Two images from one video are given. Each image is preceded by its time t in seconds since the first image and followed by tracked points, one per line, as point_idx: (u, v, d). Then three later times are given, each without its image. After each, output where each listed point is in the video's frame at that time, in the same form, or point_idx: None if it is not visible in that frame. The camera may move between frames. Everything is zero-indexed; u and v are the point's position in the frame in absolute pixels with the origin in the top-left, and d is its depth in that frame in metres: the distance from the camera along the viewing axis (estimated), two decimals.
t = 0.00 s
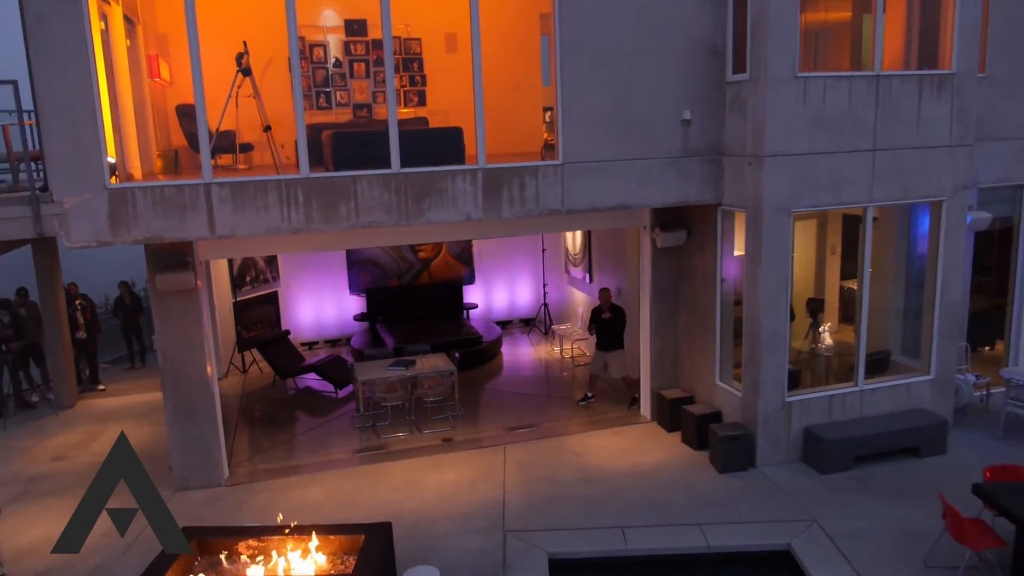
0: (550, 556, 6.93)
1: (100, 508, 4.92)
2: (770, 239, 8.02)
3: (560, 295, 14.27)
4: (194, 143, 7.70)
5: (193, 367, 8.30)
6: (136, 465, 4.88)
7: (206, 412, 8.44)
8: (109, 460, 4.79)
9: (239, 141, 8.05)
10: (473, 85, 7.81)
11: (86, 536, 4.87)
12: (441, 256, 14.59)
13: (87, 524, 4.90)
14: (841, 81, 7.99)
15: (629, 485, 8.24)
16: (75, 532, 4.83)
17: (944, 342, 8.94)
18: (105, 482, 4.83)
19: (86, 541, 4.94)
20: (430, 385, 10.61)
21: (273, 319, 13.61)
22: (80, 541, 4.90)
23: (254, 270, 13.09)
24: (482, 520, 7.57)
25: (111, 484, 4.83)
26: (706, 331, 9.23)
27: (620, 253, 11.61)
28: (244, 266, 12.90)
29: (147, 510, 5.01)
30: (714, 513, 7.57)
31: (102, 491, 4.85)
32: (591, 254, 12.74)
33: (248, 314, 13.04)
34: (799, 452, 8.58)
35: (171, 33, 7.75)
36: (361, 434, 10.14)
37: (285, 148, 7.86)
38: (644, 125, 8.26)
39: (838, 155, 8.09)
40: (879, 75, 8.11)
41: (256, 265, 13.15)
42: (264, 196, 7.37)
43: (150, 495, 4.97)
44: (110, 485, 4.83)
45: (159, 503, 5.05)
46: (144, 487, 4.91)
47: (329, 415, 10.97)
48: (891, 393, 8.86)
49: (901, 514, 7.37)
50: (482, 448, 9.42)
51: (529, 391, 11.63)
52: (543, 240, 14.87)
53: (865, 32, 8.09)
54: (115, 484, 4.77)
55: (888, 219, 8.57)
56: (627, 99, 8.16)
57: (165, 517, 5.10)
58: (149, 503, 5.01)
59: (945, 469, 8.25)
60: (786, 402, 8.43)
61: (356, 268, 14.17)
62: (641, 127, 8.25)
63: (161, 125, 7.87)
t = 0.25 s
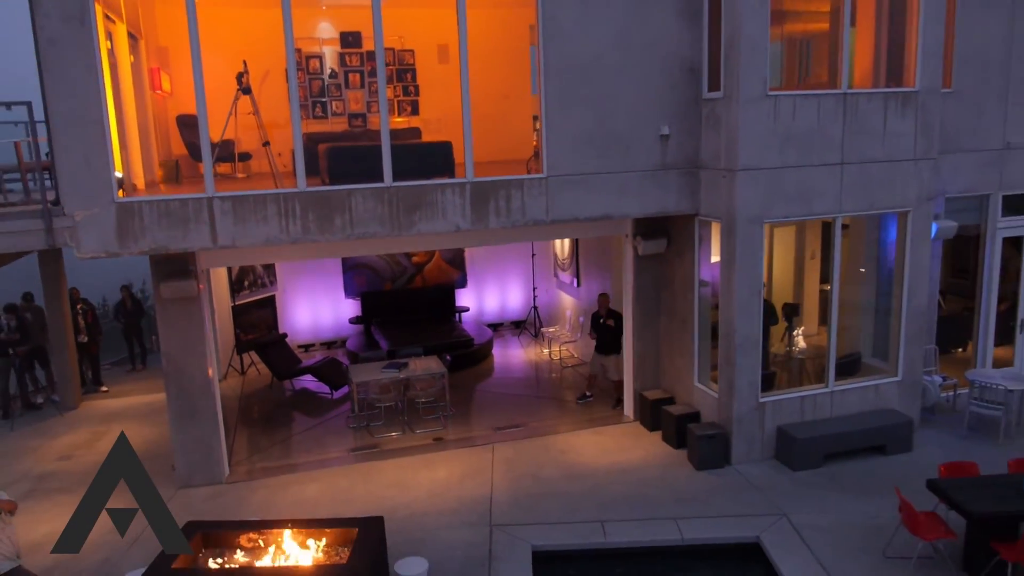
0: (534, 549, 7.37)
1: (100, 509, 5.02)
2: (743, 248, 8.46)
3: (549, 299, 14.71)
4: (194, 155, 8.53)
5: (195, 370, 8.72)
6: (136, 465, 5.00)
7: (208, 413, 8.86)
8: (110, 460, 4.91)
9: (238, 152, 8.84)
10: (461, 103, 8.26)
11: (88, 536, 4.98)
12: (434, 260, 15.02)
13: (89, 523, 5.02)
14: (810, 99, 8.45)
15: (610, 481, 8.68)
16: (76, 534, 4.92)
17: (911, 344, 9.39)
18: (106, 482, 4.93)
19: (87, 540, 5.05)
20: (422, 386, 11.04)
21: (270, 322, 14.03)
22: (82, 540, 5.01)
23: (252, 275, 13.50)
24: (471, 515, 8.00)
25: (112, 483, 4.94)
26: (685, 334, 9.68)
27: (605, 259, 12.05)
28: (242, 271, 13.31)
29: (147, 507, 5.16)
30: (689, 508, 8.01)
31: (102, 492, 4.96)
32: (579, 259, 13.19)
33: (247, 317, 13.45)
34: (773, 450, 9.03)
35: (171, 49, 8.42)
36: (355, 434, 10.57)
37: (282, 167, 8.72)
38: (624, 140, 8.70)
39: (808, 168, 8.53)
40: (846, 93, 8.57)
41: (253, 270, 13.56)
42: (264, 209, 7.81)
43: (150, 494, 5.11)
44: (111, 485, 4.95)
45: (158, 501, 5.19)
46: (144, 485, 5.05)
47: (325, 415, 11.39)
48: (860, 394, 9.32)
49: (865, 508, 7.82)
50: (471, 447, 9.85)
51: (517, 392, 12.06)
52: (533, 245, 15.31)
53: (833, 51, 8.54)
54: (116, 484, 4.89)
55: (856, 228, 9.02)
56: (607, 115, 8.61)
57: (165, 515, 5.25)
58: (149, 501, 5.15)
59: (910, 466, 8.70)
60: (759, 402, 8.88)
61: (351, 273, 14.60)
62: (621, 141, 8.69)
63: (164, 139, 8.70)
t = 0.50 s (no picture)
0: (517, 541, 7.80)
1: (102, 508, 5.46)
2: (718, 257, 8.91)
3: (538, 302, 15.15)
4: (194, 164, 8.79)
5: (195, 373, 9.13)
6: (135, 466, 5.42)
7: (208, 414, 9.27)
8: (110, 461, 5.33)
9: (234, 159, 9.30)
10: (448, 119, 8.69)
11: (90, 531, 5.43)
12: (426, 265, 15.47)
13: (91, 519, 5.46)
14: (781, 115, 8.90)
15: (593, 478, 9.12)
16: (78, 531, 5.39)
17: (880, 347, 9.85)
18: (106, 482, 5.36)
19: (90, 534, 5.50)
20: (414, 388, 11.47)
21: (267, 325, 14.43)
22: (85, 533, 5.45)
23: (249, 280, 13.90)
24: (458, 510, 8.43)
25: (112, 484, 5.37)
26: (665, 338, 10.13)
27: (591, 265, 12.49)
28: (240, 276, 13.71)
29: (145, 507, 5.60)
30: (666, 503, 8.45)
31: (103, 490, 5.39)
32: (566, 265, 13.63)
33: (244, 321, 13.86)
34: (747, 448, 9.48)
35: (170, 59, 8.84)
36: (349, 434, 10.99)
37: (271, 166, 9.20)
38: (604, 154, 9.14)
39: (780, 181, 8.98)
40: (815, 109, 9.02)
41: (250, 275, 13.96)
42: (262, 220, 8.23)
43: (147, 492, 5.53)
44: (112, 484, 5.38)
45: (155, 499, 5.63)
46: (142, 484, 5.48)
47: (320, 416, 11.81)
48: (832, 394, 9.77)
49: (831, 502, 8.26)
50: (460, 446, 10.28)
51: (506, 393, 12.49)
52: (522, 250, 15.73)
53: (803, 70, 8.99)
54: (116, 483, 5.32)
55: (826, 237, 9.47)
56: (589, 130, 9.04)
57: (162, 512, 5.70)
58: (146, 499, 5.58)
59: (877, 463, 9.15)
60: (734, 403, 9.33)
61: (346, 277, 15.03)
62: (602, 155, 9.13)
63: (163, 145, 8.90)
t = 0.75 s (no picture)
0: (502, 535, 8.23)
1: (101, 506, 5.73)
2: (693, 265, 9.36)
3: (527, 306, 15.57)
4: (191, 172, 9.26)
5: (194, 376, 9.54)
6: (134, 466, 5.69)
7: (206, 415, 9.68)
8: (110, 461, 5.60)
9: (230, 167, 9.57)
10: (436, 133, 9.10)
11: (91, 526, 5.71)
12: (417, 269, 15.86)
13: (92, 515, 5.74)
14: (753, 129, 9.34)
15: (575, 475, 9.55)
16: (79, 528, 5.66)
17: (850, 349, 10.30)
18: (106, 481, 5.63)
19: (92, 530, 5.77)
20: (405, 389, 11.89)
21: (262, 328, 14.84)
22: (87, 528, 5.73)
23: (245, 284, 14.31)
24: (446, 506, 8.85)
25: (112, 482, 5.64)
26: (645, 341, 10.57)
27: (576, 269, 12.93)
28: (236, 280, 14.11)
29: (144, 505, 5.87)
30: (643, 498, 8.89)
31: (103, 489, 5.66)
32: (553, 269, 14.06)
33: (240, 324, 14.26)
34: (723, 446, 9.93)
35: (168, 71, 9.07)
36: (343, 433, 11.40)
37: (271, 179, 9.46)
38: (585, 166, 9.57)
39: (752, 192, 9.43)
40: (786, 123, 9.47)
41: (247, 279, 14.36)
42: (258, 231, 8.66)
43: (146, 491, 5.79)
44: (112, 483, 5.65)
45: (154, 497, 5.89)
46: (141, 483, 5.74)
47: (315, 417, 12.22)
48: (804, 394, 10.23)
49: (800, 497, 8.71)
50: (449, 445, 10.70)
51: (494, 393, 12.92)
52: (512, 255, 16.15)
53: (774, 87, 9.44)
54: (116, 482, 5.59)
55: (798, 244, 9.91)
56: (570, 143, 9.48)
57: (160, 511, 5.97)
58: (145, 498, 5.84)
59: (845, 460, 9.60)
60: (710, 403, 9.77)
61: (339, 281, 15.39)
62: (583, 167, 9.57)
63: (162, 154, 9.38)
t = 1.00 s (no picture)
0: (486, 529, 8.65)
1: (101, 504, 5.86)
2: (670, 271, 9.80)
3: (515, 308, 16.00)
4: (188, 180, 9.43)
5: (192, 378, 9.95)
6: (134, 466, 5.83)
7: (204, 415, 10.09)
8: (110, 463, 5.72)
9: (225, 175, 10.02)
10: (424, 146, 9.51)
11: (92, 523, 5.88)
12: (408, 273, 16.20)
13: (93, 511, 5.89)
14: (726, 141, 9.78)
15: (558, 472, 9.99)
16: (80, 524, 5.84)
17: (822, 351, 10.76)
18: (108, 481, 5.76)
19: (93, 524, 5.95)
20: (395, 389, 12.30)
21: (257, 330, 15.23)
22: (89, 523, 5.90)
23: (240, 288, 14.73)
24: (434, 502, 9.27)
25: (112, 482, 5.77)
26: (625, 343, 11.01)
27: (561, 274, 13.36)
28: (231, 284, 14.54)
29: (143, 503, 6.03)
30: (622, 493, 9.32)
31: (104, 488, 5.78)
32: (539, 274, 14.49)
33: (236, 326, 14.65)
34: (700, 444, 10.37)
35: (166, 82, 9.12)
36: (335, 432, 11.82)
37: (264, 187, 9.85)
38: (567, 176, 10.00)
39: (726, 201, 9.87)
40: (758, 135, 9.92)
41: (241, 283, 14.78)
42: (254, 239, 9.07)
43: (145, 489, 5.94)
44: (113, 483, 5.79)
45: (152, 495, 6.04)
46: (140, 482, 5.88)
47: (308, 416, 12.63)
48: (778, 394, 10.68)
49: (770, 491, 9.16)
50: (438, 443, 11.12)
51: (482, 393, 13.34)
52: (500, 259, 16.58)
53: (746, 102, 9.90)
54: (117, 481, 5.73)
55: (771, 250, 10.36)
56: (553, 154, 9.91)
57: (159, 506, 6.13)
58: (144, 496, 5.99)
59: (816, 457, 10.05)
60: (687, 403, 10.22)
61: (332, 284, 15.77)
62: (565, 177, 10.00)
63: (160, 165, 9.50)
